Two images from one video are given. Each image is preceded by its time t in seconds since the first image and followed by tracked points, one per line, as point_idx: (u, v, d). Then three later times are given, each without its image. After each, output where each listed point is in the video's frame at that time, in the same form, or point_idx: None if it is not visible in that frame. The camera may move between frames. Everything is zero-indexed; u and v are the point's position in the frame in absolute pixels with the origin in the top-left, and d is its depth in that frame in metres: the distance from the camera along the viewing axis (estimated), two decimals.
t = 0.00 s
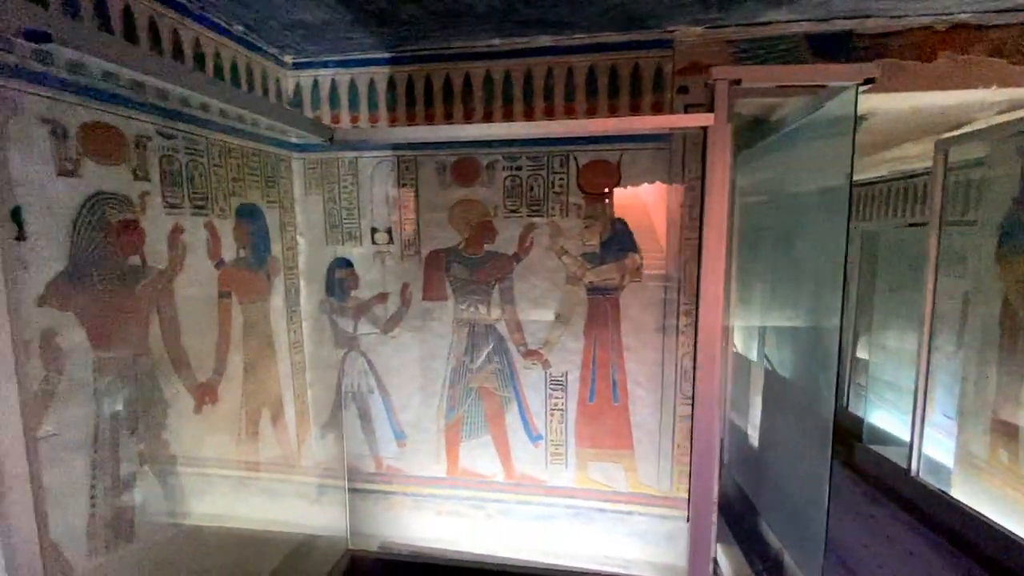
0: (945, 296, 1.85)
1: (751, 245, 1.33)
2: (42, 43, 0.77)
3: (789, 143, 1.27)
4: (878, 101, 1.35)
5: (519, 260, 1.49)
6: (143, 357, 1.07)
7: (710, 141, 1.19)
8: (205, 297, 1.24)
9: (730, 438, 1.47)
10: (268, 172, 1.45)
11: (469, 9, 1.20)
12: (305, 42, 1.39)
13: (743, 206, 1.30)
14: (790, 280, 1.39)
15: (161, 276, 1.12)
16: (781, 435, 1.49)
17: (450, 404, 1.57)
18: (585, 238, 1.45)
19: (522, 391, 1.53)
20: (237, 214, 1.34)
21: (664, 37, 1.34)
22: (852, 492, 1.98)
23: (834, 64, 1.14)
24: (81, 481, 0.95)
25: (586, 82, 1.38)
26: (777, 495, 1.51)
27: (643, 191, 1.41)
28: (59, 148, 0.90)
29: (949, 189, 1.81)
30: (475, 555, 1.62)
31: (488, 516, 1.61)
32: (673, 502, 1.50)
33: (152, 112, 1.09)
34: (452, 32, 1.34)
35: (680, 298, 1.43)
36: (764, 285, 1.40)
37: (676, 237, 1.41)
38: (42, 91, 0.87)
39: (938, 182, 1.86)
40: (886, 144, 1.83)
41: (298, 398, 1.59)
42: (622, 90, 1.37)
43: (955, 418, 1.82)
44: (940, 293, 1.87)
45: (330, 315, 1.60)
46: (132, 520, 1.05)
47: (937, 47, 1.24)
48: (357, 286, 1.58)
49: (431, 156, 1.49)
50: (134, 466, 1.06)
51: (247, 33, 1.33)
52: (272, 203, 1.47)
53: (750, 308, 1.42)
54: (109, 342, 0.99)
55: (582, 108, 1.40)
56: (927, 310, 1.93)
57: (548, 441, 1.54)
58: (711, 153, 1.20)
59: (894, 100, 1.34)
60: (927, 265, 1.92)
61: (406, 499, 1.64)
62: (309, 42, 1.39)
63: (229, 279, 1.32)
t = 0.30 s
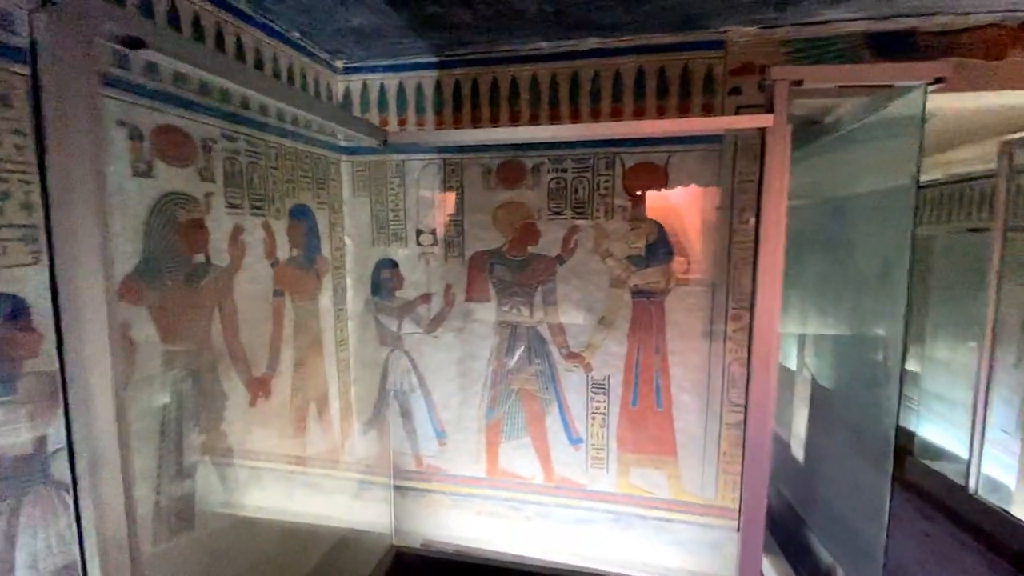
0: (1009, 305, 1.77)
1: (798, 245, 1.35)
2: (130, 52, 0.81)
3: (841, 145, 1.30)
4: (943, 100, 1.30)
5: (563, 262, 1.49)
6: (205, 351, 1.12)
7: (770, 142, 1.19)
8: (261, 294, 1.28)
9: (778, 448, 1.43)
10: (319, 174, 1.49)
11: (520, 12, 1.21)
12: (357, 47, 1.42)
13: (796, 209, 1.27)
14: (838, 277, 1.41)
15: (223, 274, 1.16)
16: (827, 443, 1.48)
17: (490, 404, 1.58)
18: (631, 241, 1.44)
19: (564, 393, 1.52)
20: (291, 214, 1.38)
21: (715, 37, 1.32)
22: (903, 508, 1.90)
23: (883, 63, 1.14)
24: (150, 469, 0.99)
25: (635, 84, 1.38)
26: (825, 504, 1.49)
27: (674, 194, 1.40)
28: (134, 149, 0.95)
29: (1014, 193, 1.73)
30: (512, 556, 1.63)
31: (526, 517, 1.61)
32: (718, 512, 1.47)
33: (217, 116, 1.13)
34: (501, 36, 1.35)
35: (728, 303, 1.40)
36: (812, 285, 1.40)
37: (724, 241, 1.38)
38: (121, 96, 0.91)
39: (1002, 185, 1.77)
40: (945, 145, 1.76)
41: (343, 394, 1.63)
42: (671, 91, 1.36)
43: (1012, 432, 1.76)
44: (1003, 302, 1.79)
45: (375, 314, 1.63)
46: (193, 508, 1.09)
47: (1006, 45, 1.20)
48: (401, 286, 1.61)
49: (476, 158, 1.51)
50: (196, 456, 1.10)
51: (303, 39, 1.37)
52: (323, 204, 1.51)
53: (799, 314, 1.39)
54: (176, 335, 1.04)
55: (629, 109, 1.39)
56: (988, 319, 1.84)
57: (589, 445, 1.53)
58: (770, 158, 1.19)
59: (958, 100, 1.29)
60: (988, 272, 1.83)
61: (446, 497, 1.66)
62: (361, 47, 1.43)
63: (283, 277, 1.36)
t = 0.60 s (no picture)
0: None
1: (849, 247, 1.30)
2: (190, 64, 0.84)
3: (895, 146, 1.26)
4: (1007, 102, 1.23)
5: (598, 268, 1.47)
6: (250, 351, 1.16)
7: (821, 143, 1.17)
8: (303, 297, 1.32)
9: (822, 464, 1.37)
10: (360, 180, 1.52)
11: (561, 18, 1.21)
12: (398, 55, 1.45)
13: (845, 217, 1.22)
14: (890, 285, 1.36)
15: (268, 276, 1.20)
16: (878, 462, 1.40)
17: (523, 409, 1.58)
18: (669, 248, 1.41)
19: (598, 401, 1.51)
20: (332, 218, 1.42)
21: (760, 40, 1.29)
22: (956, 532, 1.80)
23: (946, 64, 1.12)
24: (198, 464, 1.03)
25: (675, 88, 1.35)
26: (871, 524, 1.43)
27: (710, 197, 1.37)
28: (189, 156, 0.99)
29: None
30: (543, 563, 1.62)
31: (558, 525, 1.59)
32: (757, 528, 1.42)
33: (265, 125, 1.17)
34: (540, 41, 1.35)
35: (770, 313, 1.36)
36: (860, 294, 1.35)
37: (767, 249, 1.34)
38: (180, 106, 0.95)
39: None
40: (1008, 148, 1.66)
41: (378, 395, 1.65)
42: (713, 96, 1.33)
43: None
44: None
45: (411, 317, 1.65)
46: (237, 503, 1.13)
47: None
48: (436, 290, 1.62)
49: (512, 164, 1.51)
50: (240, 452, 1.14)
51: (346, 48, 1.40)
52: (363, 208, 1.54)
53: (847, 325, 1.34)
54: (223, 335, 1.08)
55: (669, 114, 1.37)
56: None
57: (623, 454, 1.50)
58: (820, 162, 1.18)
59: None
60: None
61: (477, 501, 1.66)
62: (402, 55, 1.45)
63: (324, 280, 1.40)
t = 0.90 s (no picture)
0: None
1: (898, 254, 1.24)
2: (236, 70, 0.88)
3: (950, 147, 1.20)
4: None
5: (632, 271, 1.45)
6: (289, 347, 1.19)
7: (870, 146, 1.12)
8: (340, 296, 1.35)
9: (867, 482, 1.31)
10: (396, 182, 1.55)
11: (598, 19, 1.20)
12: (435, 59, 1.47)
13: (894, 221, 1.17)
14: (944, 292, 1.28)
15: (307, 275, 1.24)
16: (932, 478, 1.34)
17: (553, 413, 1.57)
18: (706, 251, 1.37)
19: (630, 407, 1.48)
20: (369, 220, 1.45)
21: (806, 37, 1.24)
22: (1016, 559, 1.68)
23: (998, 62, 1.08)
24: (238, 455, 1.07)
25: (715, 88, 1.32)
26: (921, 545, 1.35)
27: (750, 199, 1.33)
28: (235, 159, 1.03)
29: None
30: (571, 568, 1.60)
31: (587, 530, 1.58)
32: (796, 543, 1.37)
33: (307, 129, 1.21)
34: (577, 42, 1.34)
35: (813, 320, 1.30)
36: (912, 302, 1.28)
37: (810, 255, 1.29)
38: (228, 112, 0.99)
39: None
40: None
41: (410, 394, 1.67)
42: (755, 96, 1.29)
43: None
44: None
45: (443, 318, 1.67)
46: (274, 495, 1.17)
47: None
48: (469, 291, 1.63)
49: (546, 166, 1.50)
50: (278, 445, 1.18)
51: (385, 53, 1.43)
52: (398, 210, 1.57)
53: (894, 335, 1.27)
54: (264, 332, 1.11)
55: (708, 115, 1.33)
56: None
57: (656, 462, 1.47)
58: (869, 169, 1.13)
59: None
60: None
61: (505, 502, 1.66)
62: (439, 59, 1.47)
63: (361, 280, 1.43)
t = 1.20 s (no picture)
0: None
1: (960, 256, 1.15)
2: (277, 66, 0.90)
3: (1023, 139, 1.10)
4: None
5: (670, 270, 1.41)
6: (326, 339, 1.22)
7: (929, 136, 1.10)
8: (375, 290, 1.37)
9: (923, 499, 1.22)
10: (432, 178, 1.56)
11: (638, 10, 1.16)
12: (472, 55, 1.47)
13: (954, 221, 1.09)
14: (1012, 296, 1.17)
15: (344, 268, 1.26)
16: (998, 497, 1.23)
17: (585, 413, 1.54)
18: (750, 250, 1.32)
19: (665, 410, 1.44)
20: (405, 216, 1.46)
21: (863, 24, 1.17)
22: None
23: None
24: (275, 443, 1.10)
25: (762, 80, 1.26)
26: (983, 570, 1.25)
27: (798, 197, 1.26)
28: (276, 155, 1.06)
29: None
30: (600, 571, 1.58)
31: (618, 534, 1.55)
32: (841, 559, 1.30)
33: (347, 125, 1.23)
34: (616, 35, 1.31)
35: (865, 325, 1.23)
36: (976, 306, 1.18)
37: (862, 255, 1.22)
38: (271, 108, 1.02)
39: None
40: None
41: (443, 389, 1.69)
42: (805, 87, 1.23)
43: None
44: None
45: (476, 314, 1.67)
46: (308, 483, 1.20)
47: None
48: (502, 288, 1.63)
49: (583, 162, 1.48)
50: (313, 434, 1.21)
51: (423, 49, 1.44)
52: (434, 206, 1.58)
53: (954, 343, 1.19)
54: (302, 323, 1.14)
55: (754, 108, 1.28)
56: None
57: (691, 467, 1.43)
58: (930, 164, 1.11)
59: None
60: None
61: (535, 502, 1.65)
62: (476, 55, 1.47)
63: (396, 275, 1.45)
